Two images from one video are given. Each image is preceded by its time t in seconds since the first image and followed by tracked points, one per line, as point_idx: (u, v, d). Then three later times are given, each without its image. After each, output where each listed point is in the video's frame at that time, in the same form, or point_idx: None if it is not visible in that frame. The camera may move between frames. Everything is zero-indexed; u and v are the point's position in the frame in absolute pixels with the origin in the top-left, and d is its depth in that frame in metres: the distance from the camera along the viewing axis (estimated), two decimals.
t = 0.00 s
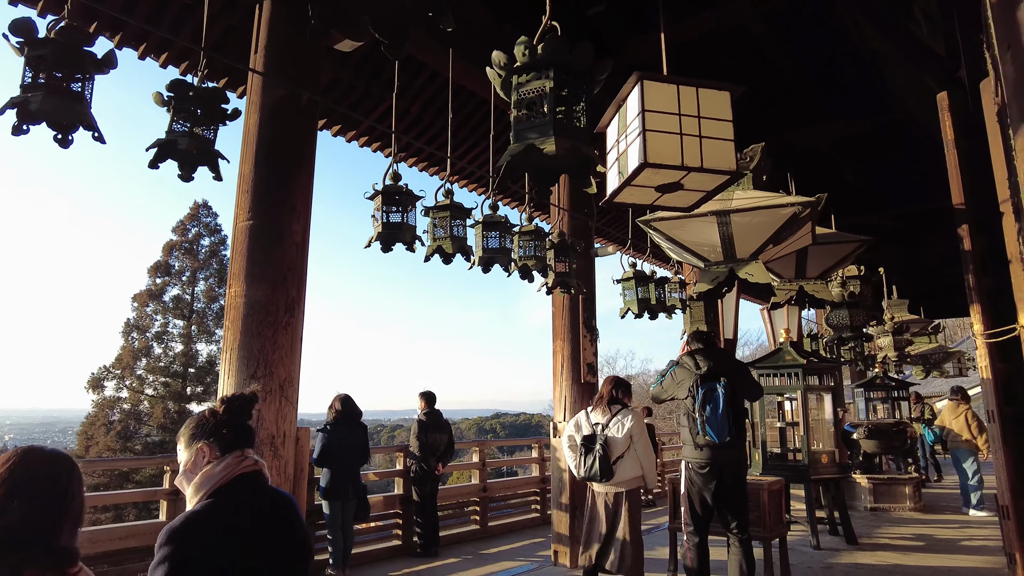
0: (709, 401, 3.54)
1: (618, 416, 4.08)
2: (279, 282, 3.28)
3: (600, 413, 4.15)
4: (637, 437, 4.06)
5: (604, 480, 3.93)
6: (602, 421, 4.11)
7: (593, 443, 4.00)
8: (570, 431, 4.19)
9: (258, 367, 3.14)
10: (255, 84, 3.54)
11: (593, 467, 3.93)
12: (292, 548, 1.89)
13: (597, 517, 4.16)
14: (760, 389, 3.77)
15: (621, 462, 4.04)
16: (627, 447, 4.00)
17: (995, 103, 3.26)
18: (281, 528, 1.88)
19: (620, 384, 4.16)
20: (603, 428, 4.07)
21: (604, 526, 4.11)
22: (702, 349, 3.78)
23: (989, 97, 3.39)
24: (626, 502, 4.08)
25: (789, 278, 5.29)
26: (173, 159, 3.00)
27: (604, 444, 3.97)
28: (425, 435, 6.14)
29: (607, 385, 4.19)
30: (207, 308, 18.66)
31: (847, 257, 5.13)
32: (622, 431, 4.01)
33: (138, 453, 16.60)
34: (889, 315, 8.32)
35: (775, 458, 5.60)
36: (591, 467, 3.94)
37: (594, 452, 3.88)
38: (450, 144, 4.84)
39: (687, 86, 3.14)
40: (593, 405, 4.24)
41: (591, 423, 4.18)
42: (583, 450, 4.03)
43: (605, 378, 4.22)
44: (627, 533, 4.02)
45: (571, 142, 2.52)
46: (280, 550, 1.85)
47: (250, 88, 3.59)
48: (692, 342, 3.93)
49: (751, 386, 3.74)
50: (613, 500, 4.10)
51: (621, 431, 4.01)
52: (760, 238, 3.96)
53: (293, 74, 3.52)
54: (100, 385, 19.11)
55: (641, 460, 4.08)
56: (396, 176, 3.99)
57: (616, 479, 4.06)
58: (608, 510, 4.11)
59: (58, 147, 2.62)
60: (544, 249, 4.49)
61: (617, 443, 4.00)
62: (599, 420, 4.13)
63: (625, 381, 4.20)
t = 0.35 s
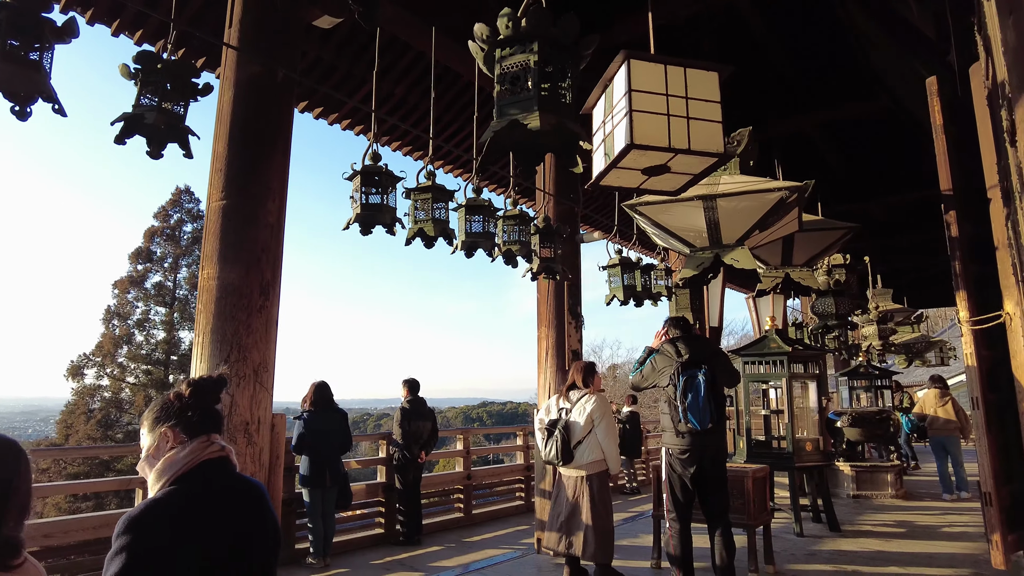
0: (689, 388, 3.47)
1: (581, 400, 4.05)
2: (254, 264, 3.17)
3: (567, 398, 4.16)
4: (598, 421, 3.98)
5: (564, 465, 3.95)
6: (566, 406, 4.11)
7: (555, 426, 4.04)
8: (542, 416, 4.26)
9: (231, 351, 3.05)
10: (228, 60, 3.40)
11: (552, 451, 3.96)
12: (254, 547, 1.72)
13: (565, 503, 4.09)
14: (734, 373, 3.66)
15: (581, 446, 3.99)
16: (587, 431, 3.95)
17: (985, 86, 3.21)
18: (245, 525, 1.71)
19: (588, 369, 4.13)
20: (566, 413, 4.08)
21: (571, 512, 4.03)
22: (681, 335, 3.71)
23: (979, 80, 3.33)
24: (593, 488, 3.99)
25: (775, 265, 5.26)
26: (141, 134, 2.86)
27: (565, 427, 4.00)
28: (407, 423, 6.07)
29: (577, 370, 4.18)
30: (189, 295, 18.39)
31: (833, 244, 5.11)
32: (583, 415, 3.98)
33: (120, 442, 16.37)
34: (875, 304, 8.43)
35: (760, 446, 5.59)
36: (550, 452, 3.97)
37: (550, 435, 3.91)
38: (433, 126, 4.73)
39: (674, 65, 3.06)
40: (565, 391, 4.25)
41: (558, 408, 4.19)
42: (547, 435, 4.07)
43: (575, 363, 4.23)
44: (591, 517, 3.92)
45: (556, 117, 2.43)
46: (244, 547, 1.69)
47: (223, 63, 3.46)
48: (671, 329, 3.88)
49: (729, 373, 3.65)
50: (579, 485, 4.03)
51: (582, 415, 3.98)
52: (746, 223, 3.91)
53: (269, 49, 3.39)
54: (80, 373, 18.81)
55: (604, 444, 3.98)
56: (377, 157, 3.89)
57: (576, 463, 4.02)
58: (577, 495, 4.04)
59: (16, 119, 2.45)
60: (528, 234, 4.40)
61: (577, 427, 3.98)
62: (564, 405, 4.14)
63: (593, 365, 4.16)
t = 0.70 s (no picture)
0: (685, 372, 3.41)
1: (560, 386, 3.96)
2: (225, 240, 3.02)
3: (547, 382, 4.06)
4: (577, 407, 3.89)
5: (542, 453, 3.89)
6: (545, 392, 4.03)
7: (534, 413, 3.97)
8: (522, 399, 4.20)
9: (201, 332, 2.91)
10: (197, 25, 3.21)
11: (531, 438, 3.89)
12: (219, 540, 1.60)
13: (546, 489, 4.01)
14: (738, 365, 3.65)
15: (559, 434, 3.91)
16: (565, 418, 3.87)
17: (980, 66, 3.14)
18: (209, 516, 1.59)
19: (570, 352, 4.04)
20: (545, 399, 3.99)
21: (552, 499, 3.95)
22: (669, 321, 3.61)
23: (973, 60, 3.27)
24: (573, 475, 3.91)
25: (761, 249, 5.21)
26: (103, 98, 2.68)
27: (544, 415, 3.92)
28: (386, 408, 5.97)
29: (559, 353, 4.08)
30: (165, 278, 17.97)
31: (818, 227, 5.08)
32: (561, 402, 3.89)
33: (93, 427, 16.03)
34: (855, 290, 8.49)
35: (742, 431, 5.58)
36: (528, 439, 3.90)
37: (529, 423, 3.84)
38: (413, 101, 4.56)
39: (666, 40, 2.95)
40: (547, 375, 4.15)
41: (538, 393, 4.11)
42: (526, 421, 3.99)
43: (556, 347, 4.13)
44: (566, 501, 3.87)
45: (544, 85, 2.32)
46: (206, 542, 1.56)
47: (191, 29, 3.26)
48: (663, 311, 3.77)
49: (726, 356, 3.61)
50: (560, 473, 3.95)
51: (560, 402, 3.90)
52: (735, 204, 3.83)
53: (240, 14, 3.20)
54: (52, 357, 18.35)
55: (583, 431, 3.89)
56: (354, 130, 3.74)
57: (555, 450, 3.94)
58: (558, 482, 3.96)
59: None
60: (512, 214, 4.27)
61: (555, 415, 3.90)
62: (544, 390, 4.05)
63: (576, 348, 4.07)
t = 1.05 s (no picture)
0: (684, 363, 3.32)
1: (545, 374, 3.89)
2: (193, 219, 2.84)
3: (532, 371, 3.98)
4: (563, 396, 3.82)
5: (528, 443, 3.83)
6: (531, 380, 3.96)
7: (520, 402, 3.90)
8: (507, 388, 4.12)
9: (168, 316, 2.74)
10: None
11: (517, 429, 3.83)
12: (183, 540, 1.47)
13: (532, 479, 3.94)
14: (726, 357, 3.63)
15: (545, 423, 3.85)
16: (550, 408, 3.81)
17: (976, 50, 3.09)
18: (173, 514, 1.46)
19: (558, 340, 3.95)
20: (530, 388, 3.92)
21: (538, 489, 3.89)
22: (662, 311, 3.51)
23: (968, 45, 3.22)
24: (560, 466, 3.83)
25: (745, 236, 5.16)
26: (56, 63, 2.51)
27: (529, 405, 3.85)
28: (365, 396, 5.85)
29: (546, 341, 3.97)
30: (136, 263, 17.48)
31: (803, 214, 5.05)
32: (546, 391, 3.83)
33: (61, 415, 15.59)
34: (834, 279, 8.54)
35: (724, 418, 5.57)
36: (514, 429, 3.84)
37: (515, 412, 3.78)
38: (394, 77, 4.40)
39: (660, 15, 2.83)
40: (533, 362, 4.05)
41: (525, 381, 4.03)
42: (511, 410, 3.92)
43: (543, 334, 4.02)
44: (554, 492, 3.78)
45: (533, 56, 2.20)
46: (172, 543, 1.44)
47: None
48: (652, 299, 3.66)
49: (715, 347, 3.58)
50: (545, 463, 3.87)
51: (545, 391, 3.83)
52: (724, 189, 3.77)
53: None
54: (17, 343, 17.78)
55: (569, 421, 3.82)
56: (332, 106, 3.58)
57: (541, 439, 3.87)
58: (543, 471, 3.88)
59: None
60: (496, 197, 4.14)
61: (540, 405, 3.84)
62: (529, 379, 3.98)
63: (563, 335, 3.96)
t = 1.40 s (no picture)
0: (672, 353, 3.34)
1: (526, 365, 3.84)
2: (157, 202, 2.68)
3: (514, 361, 3.93)
4: (544, 386, 3.76)
5: (508, 435, 3.75)
6: (513, 372, 3.89)
7: (500, 393, 3.82)
8: (488, 379, 4.06)
9: (129, 303, 2.58)
10: None
11: (497, 420, 3.75)
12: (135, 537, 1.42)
13: (511, 472, 3.88)
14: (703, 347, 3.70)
15: (525, 415, 3.79)
16: (532, 399, 3.75)
17: (956, 41, 3.08)
18: (121, 514, 1.40)
19: (544, 331, 3.90)
20: (512, 380, 3.86)
21: (517, 482, 3.83)
22: (648, 300, 3.50)
23: (948, 36, 3.21)
24: (540, 457, 3.78)
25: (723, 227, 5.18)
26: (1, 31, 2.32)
27: (510, 396, 3.78)
28: (338, 387, 5.75)
29: (531, 333, 3.90)
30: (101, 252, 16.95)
31: (781, 205, 5.07)
32: (527, 381, 3.77)
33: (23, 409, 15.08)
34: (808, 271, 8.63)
35: (700, 409, 5.59)
36: (494, 421, 3.76)
37: (496, 404, 3.70)
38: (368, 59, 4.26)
39: None
40: (517, 352, 3.99)
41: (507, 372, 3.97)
42: (492, 401, 3.84)
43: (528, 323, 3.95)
44: (534, 484, 3.73)
45: (513, 34, 2.11)
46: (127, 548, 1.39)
47: None
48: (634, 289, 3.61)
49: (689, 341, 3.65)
50: (525, 455, 3.82)
51: (527, 382, 3.77)
52: (705, 178, 3.75)
53: None
54: None
55: (550, 412, 3.76)
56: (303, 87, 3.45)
57: (522, 431, 3.80)
58: (522, 464, 3.83)
59: None
60: (474, 184, 4.05)
61: (521, 396, 3.78)
62: (512, 370, 3.91)
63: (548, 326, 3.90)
